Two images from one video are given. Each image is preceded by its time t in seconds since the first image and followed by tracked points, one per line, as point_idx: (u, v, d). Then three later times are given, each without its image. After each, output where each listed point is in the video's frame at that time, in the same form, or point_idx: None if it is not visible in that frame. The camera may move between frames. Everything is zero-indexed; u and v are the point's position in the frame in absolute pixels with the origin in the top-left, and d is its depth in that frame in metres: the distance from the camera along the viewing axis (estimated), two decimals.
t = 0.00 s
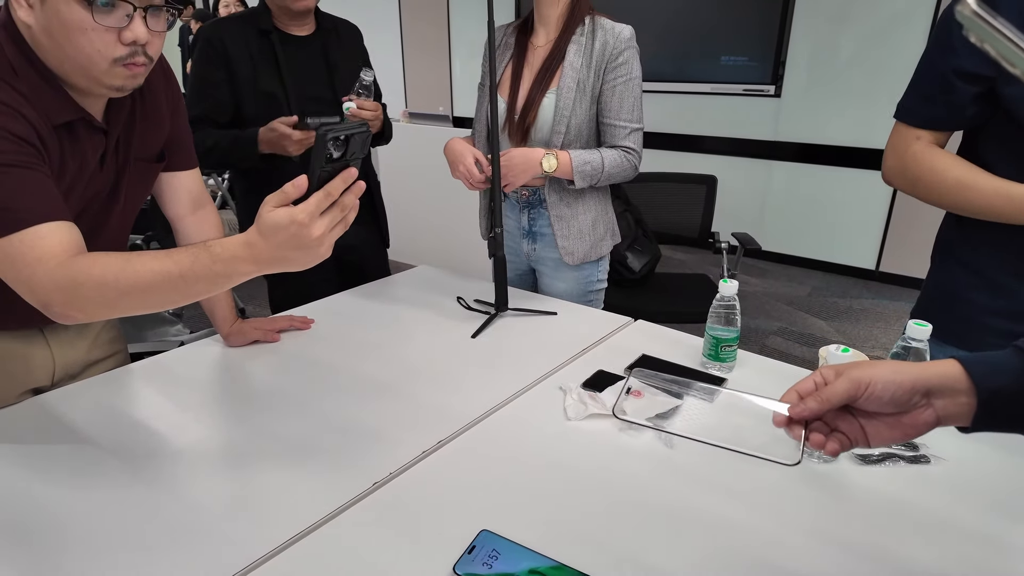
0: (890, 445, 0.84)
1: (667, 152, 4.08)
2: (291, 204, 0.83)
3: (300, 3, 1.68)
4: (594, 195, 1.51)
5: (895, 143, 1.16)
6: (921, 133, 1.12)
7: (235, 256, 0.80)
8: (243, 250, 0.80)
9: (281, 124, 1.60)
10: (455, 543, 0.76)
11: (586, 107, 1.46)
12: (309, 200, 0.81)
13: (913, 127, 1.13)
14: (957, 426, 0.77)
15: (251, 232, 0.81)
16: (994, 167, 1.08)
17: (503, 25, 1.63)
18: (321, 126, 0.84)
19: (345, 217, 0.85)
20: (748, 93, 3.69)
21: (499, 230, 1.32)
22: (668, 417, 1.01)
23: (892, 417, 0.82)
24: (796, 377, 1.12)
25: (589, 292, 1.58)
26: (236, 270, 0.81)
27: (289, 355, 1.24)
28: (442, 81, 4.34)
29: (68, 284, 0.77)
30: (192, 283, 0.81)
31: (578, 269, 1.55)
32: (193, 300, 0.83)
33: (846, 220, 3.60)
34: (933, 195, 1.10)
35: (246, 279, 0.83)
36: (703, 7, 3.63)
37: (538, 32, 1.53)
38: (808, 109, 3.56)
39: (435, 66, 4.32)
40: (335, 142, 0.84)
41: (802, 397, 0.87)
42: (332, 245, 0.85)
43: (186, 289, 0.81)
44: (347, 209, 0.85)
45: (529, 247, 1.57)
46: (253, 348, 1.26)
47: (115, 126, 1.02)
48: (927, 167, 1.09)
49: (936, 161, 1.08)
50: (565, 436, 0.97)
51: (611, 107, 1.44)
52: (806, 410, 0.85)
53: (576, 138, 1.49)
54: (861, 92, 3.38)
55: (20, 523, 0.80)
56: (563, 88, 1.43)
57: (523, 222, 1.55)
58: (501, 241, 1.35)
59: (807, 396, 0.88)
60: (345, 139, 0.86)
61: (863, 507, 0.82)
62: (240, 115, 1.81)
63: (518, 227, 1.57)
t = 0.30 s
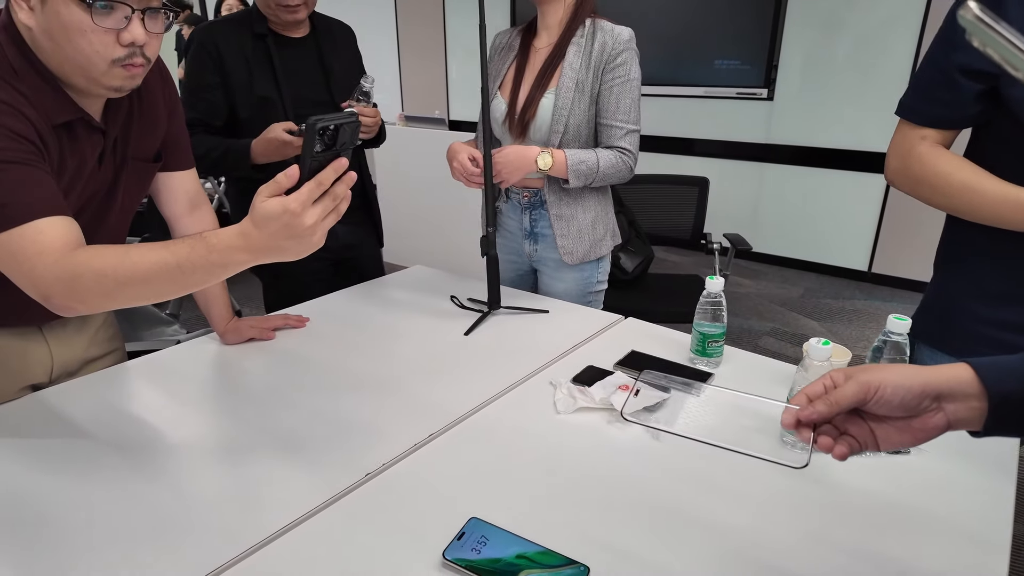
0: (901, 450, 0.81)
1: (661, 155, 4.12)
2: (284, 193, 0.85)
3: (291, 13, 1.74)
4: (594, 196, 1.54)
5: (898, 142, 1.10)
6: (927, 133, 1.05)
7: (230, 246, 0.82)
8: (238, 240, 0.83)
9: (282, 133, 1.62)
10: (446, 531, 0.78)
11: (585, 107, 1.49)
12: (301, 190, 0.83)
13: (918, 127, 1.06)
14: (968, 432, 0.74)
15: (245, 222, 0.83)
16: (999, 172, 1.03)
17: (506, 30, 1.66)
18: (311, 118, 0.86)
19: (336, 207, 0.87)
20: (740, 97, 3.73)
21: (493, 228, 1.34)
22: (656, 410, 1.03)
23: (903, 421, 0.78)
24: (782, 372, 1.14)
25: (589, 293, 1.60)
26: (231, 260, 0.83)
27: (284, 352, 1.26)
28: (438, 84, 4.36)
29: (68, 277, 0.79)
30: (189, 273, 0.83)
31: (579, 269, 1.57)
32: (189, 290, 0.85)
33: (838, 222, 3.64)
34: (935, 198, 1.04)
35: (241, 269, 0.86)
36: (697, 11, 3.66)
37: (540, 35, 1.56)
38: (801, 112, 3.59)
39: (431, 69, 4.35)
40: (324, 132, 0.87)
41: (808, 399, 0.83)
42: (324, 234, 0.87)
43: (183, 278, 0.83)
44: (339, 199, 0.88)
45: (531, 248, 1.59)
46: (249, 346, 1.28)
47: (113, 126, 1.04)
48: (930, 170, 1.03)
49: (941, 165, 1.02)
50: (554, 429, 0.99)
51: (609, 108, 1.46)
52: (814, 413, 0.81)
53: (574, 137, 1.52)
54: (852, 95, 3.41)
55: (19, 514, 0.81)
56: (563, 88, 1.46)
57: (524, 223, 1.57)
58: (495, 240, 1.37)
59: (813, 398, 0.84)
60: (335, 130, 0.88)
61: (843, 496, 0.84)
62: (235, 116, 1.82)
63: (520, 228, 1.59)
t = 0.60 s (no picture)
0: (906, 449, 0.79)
1: (656, 157, 4.15)
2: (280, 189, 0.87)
3: (305, 18, 1.77)
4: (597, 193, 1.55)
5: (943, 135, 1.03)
6: (973, 125, 0.98)
7: (228, 241, 0.84)
8: (235, 235, 0.84)
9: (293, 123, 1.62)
10: (440, 520, 0.80)
11: (584, 103, 1.50)
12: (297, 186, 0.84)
13: (966, 121, 0.99)
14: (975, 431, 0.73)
15: (242, 218, 0.85)
16: None
17: (517, 35, 1.70)
18: (309, 116, 0.90)
19: (332, 203, 0.89)
20: (735, 98, 3.76)
21: (487, 226, 1.36)
22: (647, 404, 1.05)
23: (909, 420, 0.77)
24: (771, 367, 1.16)
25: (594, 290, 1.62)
26: (229, 255, 0.85)
27: (282, 349, 1.27)
28: (435, 86, 4.39)
29: (68, 271, 0.81)
30: (187, 268, 0.85)
31: (582, 266, 1.59)
32: (187, 284, 0.87)
33: (831, 223, 3.67)
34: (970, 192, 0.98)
35: (239, 264, 0.87)
36: (692, 13, 3.69)
37: (548, 36, 1.59)
38: (795, 113, 3.62)
39: (427, 70, 4.37)
40: (319, 129, 0.90)
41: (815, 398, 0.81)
42: (320, 230, 0.89)
43: (182, 273, 0.85)
44: (335, 196, 0.89)
45: (536, 246, 1.62)
46: (246, 343, 1.29)
47: (112, 125, 1.06)
48: (964, 162, 0.96)
49: (977, 157, 0.95)
50: (548, 422, 1.00)
51: (604, 102, 1.46)
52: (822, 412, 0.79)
53: (572, 134, 1.53)
54: (846, 97, 3.44)
55: (22, 505, 0.83)
56: (560, 85, 1.48)
57: (529, 222, 1.60)
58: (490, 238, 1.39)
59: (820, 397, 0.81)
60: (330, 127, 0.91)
61: (828, 486, 0.86)
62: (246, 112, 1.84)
63: (526, 226, 1.62)
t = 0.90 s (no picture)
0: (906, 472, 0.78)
1: (653, 158, 4.17)
2: (279, 186, 0.89)
3: (306, 17, 1.78)
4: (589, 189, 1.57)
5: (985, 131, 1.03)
6: (1014, 125, 0.98)
7: (226, 237, 0.85)
8: (234, 231, 0.86)
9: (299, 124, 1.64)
10: (436, 512, 0.81)
11: (580, 105, 1.52)
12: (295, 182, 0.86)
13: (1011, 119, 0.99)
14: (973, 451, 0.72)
15: (241, 214, 0.86)
16: None
17: (506, 34, 1.71)
18: (306, 114, 0.92)
19: (330, 199, 0.90)
20: (731, 100, 3.78)
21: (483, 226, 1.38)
22: (641, 399, 1.07)
23: (907, 442, 0.76)
24: (764, 364, 1.18)
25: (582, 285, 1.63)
26: (228, 251, 0.86)
27: (280, 347, 1.29)
28: (433, 87, 4.41)
29: (69, 267, 0.82)
30: (186, 264, 0.86)
31: (571, 261, 1.60)
32: (186, 280, 0.88)
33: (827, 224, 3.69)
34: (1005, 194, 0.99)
35: (237, 260, 0.89)
36: (688, 15, 3.72)
37: (538, 38, 1.60)
38: (791, 115, 3.64)
39: (426, 72, 4.39)
40: (317, 127, 0.92)
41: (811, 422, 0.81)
42: (318, 225, 0.90)
43: (181, 269, 0.86)
44: (332, 192, 0.91)
45: (525, 241, 1.63)
46: (246, 341, 1.31)
47: (113, 125, 1.07)
48: (1000, 164, 0.97)
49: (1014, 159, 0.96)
50: (543, 417, 1.02)
51: (601, 107, 1.49)
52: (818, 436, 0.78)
53: (569, 133, 1.54)
54: (840, 99, 3.47)
55: (24, 499, 0.84)
56: (557, 86, 1.50)
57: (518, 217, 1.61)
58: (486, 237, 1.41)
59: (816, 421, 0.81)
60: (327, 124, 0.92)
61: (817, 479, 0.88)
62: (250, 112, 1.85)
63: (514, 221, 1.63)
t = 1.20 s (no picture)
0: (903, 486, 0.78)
1: (651, 159, 4.19)
2: (282, 185, 0.91)
3: (303, 18, 1.80)
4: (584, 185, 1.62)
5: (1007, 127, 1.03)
6: None
7: (230, 234, 0.87)
8: (238, 229, 0.87)
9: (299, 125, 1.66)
10: (437, 504, 0.83)
11: (579, 110, 1.54)
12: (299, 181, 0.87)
13: None
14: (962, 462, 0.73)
15: (245, 212, 0.88)
16: None
17: (496, 36, 1.71)
18: (309, 114, 0.94)
19: (333, 198, 0.92)
20: (729, 102, 3.80)
21: (482, 225, 1.39)
22: (638, 395, 1.08)
23: (898, 457, 0.76)
24: (760, 361, 1.20)
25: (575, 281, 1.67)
26: (232, 249, 0.88)
27: (282, 345, 1.30)
28: (433, 89, 4.43)
29: (76, 263, 0.84)
30: (191, 261, 0.87)
31: (567, 257, 1.63)
32: (190, 277, 0.90)
33: (824, 225, 3.71)
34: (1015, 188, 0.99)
35: (241, 257, 0.90)
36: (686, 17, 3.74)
37: (531, 44, 1.61)
38: (788, 117, 3.67)
39: (425, 74, 4.41)
40: (320, 126, 0.94)
41: (805, 442, 0.81)
42: (321, 223, 0.92)
43: (185, 265, 0.88)
44: (335, 191, 0.93)
45: (520, 236, 1.64)
46: (248, 339, 1.32)
47: (119, 126, 1.09)
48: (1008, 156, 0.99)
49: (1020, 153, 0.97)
50: (543, 413, 1.04)
51: (592, 107, 1.51)
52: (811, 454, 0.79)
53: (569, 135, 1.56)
54: (837, 101, 3.49)
55: (31, 493, 0.85)
56: (557, 91, 1.52)
57: (515, 213, 1.62)
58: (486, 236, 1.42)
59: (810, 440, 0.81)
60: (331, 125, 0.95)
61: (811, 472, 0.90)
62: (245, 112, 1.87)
63: (510, 216, 1.64)
